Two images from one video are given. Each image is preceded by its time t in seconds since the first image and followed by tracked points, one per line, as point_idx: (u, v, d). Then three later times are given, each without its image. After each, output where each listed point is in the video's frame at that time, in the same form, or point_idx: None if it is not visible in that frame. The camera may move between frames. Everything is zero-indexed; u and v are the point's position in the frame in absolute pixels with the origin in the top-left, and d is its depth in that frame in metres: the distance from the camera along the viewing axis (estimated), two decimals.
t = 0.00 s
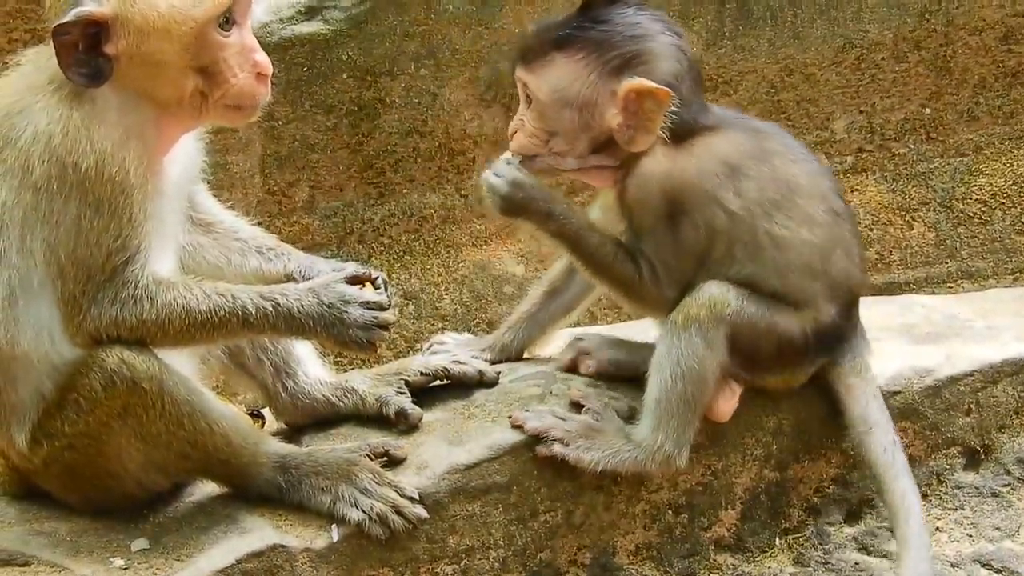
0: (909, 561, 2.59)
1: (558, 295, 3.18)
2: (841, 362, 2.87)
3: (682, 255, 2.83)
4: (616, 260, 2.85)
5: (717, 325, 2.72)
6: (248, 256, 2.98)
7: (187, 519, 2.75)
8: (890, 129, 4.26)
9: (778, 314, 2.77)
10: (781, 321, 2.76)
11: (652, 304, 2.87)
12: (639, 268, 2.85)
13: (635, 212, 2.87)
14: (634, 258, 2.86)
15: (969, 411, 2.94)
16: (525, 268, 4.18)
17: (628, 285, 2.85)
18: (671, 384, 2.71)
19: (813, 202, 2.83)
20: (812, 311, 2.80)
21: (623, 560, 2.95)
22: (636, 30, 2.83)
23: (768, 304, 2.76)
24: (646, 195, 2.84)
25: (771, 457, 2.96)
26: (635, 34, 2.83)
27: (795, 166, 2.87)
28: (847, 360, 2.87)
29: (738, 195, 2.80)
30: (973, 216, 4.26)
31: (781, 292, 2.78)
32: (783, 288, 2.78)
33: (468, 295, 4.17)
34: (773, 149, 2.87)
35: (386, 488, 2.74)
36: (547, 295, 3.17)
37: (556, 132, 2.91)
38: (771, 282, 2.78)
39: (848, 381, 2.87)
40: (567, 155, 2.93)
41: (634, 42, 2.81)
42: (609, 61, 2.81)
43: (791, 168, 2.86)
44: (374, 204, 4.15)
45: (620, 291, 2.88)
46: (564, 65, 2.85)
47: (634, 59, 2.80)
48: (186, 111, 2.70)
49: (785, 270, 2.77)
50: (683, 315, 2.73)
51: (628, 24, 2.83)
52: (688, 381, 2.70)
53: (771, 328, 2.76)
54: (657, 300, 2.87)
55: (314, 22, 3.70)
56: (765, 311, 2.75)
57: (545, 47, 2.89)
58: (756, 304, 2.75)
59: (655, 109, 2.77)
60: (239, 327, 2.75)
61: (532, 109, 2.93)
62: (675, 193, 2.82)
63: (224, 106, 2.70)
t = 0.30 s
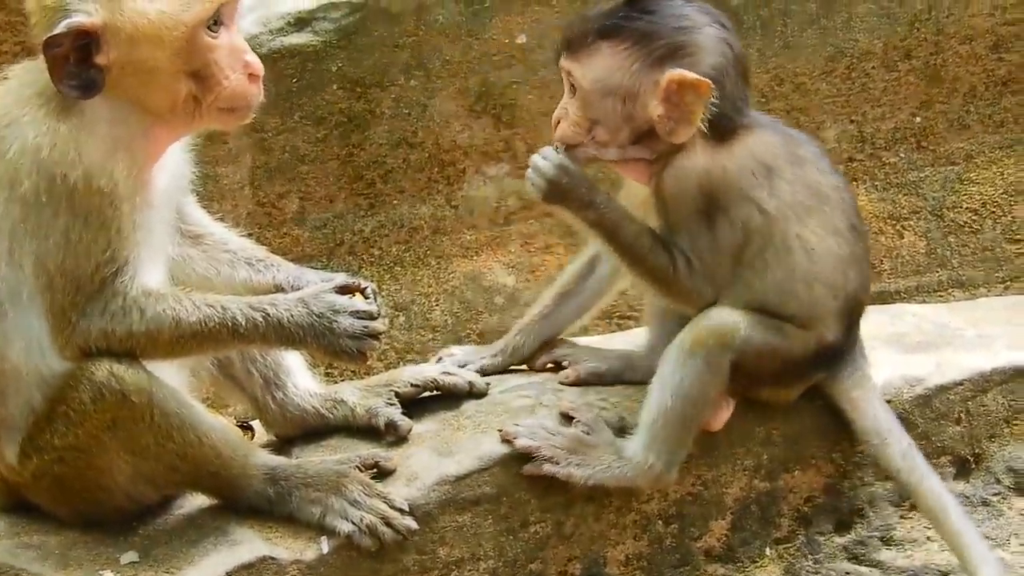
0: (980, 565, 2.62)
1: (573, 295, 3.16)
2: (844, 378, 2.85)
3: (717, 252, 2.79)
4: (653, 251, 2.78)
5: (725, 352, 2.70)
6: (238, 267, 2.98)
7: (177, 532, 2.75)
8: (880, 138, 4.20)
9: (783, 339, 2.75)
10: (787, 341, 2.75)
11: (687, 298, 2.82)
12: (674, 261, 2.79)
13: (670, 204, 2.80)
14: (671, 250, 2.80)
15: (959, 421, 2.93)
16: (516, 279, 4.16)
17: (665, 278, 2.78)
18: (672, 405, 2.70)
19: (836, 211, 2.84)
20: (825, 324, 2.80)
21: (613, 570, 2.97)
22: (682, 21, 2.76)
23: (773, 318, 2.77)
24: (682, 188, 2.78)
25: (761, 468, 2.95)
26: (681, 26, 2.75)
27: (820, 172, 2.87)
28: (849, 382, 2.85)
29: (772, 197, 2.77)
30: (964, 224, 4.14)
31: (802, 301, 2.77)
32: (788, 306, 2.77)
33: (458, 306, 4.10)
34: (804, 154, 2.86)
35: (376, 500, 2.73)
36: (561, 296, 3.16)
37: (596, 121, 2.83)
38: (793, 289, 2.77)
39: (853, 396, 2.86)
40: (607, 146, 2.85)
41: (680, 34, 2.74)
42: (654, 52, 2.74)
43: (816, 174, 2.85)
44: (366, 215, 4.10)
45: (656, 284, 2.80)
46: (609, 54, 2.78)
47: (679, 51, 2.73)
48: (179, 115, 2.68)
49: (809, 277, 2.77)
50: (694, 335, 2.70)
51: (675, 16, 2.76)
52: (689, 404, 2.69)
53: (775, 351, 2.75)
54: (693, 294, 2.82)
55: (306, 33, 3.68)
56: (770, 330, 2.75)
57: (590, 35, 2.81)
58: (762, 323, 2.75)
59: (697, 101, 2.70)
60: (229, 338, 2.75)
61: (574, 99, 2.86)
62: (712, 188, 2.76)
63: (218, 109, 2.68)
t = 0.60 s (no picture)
0: None
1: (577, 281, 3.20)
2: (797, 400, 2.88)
3: (689, 241, 2.81)
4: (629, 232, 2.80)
5: (652, 339, 2.77)
6: (182, 281, 3.00)
7: (123, 546, 2.76)
8: (828, 148, 4.49)
9: (708, 340, 2.84)
10: (722, 342, 2.85)
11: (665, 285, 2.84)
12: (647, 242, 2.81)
13: (647, 184, 2.81)
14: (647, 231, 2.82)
15: (904, 431, 2.95)
16: (462, 291, 4.54)
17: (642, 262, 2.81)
18: (612, 397, 2.75)
19: (808, 222, 2.87)
20: (771, 338, 2.86)
21: None
22: (683, 9, 2.83)
23: (713, 321, 2.85)
24: (657, 175, 2.81)
25: (707, 479, 2.97)
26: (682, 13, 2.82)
27: (799, 182, 2.89)
28: (796, 406, 2.88)
29: (744, 199, 2.80)
30: (909, 234, 4.51)
31: (759, 306, 2.82)
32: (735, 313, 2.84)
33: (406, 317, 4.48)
34: (787, 160, 2.87)
35: (319, 513, 2.74)
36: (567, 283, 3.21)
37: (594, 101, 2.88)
38: (752, 291, 2.82)
39: (799, 419, 2.88)
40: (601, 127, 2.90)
41: (679, 19, 2.81)
42: (655, 36, 2.80)
43: (794, 182, 2.87)
44: (312, 227, 4.37)
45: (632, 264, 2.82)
46: (612, 36, 2.83)
47: (678, 36, 2.80)
48: (125, 119, 2.69)
49: (769, 282, 2.82)
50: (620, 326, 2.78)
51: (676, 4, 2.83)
52: (629, 394, 2.74)
53: (706, 353, 2.84)
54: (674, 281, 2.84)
55: (249, 46, 3.94)
56: (705, 332, 2.83)
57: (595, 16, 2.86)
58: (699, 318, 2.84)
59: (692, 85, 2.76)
60: (173, 351, 2.71)
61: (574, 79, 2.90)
62: (688, 175, 2.79)
63: (163, 110, 2.69)
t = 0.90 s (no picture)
0: None
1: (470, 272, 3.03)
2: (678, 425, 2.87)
3: (572, 256, 2.67)
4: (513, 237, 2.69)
5: (526, 346, 2.76)
6: (62, 301, 3.01)
7: None
8: (710, 165, 4.57)
9: (580, 351, 2.80)
10: (599, 358, 2.81)
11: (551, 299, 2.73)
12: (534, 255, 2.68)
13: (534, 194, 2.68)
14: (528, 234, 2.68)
15: (785, 450, 2.97)
16: (345, 310, 4.39)
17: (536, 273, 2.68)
18: (495, 412, 2.70)
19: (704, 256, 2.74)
20: (650, 363, 2.81)
21: None
22: (588, 25, 2.55)
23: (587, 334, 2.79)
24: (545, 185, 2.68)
25: (590, 498, 2.98)
26: (590, 27, 2.55)
27: (698, 210, 2.74)
28: (673, 439, 2.85)
29: (632, 228, 2.66)
30: (790, 252, 4.74)
31: (637, 333, 2.76)
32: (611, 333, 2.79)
33: (287, 335, 4.34)
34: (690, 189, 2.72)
35: (201, 534, 2.71)
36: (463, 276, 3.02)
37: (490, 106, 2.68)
38: (632, 320, 2.75)
39: (672, 449, 2.86)
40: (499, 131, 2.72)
41: (582, 36, 2.54)
42: (552, 47, 2.55)
43: (695, 212, 2.72)
44: (192, 246, 4.15)
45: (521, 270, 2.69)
46: (510, 38, 2.61)
47: (577, 52, 2.54)
48: None
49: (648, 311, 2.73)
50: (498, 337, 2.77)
51: (582, 17, 2.55)
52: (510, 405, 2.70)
53: (581, 365, 2.80)
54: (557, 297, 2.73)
55: (131, 63, 3.68)
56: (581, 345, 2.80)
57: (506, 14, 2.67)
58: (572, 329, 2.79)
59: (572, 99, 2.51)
60: (53, 373, 2.72)
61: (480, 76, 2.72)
62: (571, 190, 2.65)
63: (40, 160, 2.56)
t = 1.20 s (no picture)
0: None
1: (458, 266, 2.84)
2: (648, 468, 2.80)
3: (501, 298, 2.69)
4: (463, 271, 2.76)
5: (499, 394, 2.73)
6: (35, 352, 2.99)
7: None
8: (678, 213, 4.49)
9: (547, 391, 2.76)
10: (563, 401, 2.75)
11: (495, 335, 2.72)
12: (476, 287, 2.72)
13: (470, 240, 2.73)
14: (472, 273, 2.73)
15: (757, 496, 2.95)
16: (314, 359, 4.10)
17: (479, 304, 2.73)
18: (478, 462, 2.72)
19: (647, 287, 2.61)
20: (606, 407, 2.73)
21: None
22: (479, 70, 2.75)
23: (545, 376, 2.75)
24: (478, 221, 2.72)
25: (561, 544, 2.93)
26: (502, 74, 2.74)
27: (635, 250, 2.61)
28: (645, 487, 2.78)
29: (558, 258, 2.61)
30: (760, 299, 4.39)
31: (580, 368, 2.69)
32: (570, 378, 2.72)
33: (258, 386, 4.01)
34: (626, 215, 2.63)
35: None
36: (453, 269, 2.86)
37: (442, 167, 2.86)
38: (570, 355, 2.68)
39: (644, 491, 2.78)
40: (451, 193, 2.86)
41: (474, 80, 2.74)
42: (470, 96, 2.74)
43: (632, 237, 2.62)
44: (163, 296, 4.04)
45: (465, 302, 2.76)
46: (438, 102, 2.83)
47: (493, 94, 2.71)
48: None
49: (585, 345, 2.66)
50: (474, 386, 2.76)
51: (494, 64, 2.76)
52: (492, 454, 2.72)
53: (545, 411, 2.75)
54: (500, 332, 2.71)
55: (100, 114, 3.53)
56: (542, 387, 2.76)
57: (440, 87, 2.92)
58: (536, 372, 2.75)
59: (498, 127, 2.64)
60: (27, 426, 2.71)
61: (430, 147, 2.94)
62: (495, 231, 2.67)
63: None
